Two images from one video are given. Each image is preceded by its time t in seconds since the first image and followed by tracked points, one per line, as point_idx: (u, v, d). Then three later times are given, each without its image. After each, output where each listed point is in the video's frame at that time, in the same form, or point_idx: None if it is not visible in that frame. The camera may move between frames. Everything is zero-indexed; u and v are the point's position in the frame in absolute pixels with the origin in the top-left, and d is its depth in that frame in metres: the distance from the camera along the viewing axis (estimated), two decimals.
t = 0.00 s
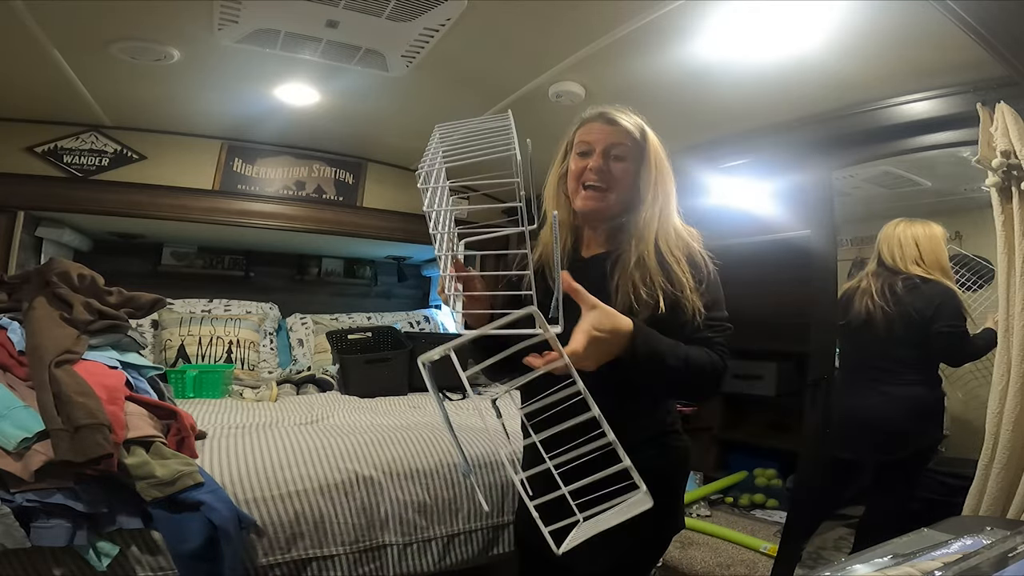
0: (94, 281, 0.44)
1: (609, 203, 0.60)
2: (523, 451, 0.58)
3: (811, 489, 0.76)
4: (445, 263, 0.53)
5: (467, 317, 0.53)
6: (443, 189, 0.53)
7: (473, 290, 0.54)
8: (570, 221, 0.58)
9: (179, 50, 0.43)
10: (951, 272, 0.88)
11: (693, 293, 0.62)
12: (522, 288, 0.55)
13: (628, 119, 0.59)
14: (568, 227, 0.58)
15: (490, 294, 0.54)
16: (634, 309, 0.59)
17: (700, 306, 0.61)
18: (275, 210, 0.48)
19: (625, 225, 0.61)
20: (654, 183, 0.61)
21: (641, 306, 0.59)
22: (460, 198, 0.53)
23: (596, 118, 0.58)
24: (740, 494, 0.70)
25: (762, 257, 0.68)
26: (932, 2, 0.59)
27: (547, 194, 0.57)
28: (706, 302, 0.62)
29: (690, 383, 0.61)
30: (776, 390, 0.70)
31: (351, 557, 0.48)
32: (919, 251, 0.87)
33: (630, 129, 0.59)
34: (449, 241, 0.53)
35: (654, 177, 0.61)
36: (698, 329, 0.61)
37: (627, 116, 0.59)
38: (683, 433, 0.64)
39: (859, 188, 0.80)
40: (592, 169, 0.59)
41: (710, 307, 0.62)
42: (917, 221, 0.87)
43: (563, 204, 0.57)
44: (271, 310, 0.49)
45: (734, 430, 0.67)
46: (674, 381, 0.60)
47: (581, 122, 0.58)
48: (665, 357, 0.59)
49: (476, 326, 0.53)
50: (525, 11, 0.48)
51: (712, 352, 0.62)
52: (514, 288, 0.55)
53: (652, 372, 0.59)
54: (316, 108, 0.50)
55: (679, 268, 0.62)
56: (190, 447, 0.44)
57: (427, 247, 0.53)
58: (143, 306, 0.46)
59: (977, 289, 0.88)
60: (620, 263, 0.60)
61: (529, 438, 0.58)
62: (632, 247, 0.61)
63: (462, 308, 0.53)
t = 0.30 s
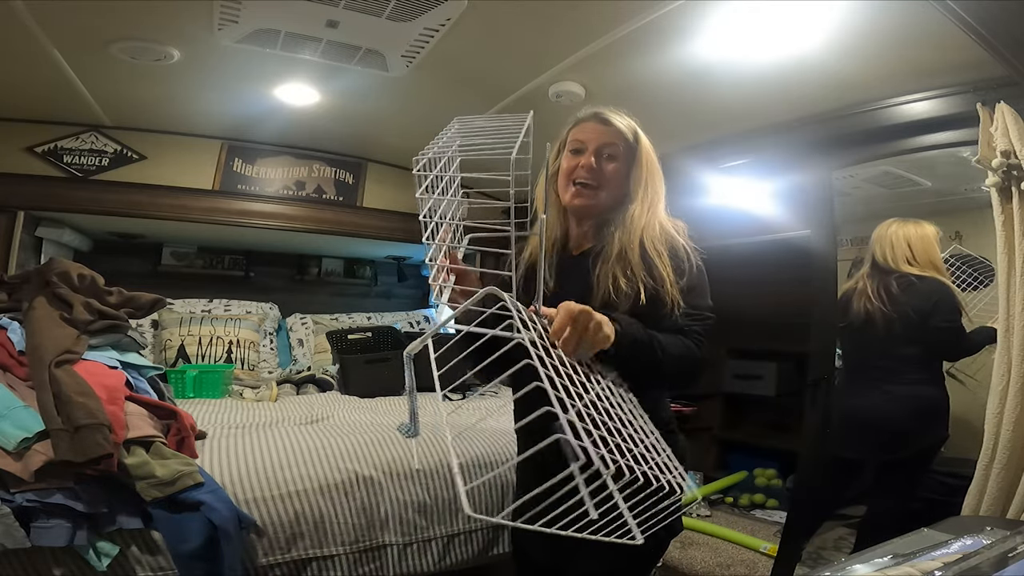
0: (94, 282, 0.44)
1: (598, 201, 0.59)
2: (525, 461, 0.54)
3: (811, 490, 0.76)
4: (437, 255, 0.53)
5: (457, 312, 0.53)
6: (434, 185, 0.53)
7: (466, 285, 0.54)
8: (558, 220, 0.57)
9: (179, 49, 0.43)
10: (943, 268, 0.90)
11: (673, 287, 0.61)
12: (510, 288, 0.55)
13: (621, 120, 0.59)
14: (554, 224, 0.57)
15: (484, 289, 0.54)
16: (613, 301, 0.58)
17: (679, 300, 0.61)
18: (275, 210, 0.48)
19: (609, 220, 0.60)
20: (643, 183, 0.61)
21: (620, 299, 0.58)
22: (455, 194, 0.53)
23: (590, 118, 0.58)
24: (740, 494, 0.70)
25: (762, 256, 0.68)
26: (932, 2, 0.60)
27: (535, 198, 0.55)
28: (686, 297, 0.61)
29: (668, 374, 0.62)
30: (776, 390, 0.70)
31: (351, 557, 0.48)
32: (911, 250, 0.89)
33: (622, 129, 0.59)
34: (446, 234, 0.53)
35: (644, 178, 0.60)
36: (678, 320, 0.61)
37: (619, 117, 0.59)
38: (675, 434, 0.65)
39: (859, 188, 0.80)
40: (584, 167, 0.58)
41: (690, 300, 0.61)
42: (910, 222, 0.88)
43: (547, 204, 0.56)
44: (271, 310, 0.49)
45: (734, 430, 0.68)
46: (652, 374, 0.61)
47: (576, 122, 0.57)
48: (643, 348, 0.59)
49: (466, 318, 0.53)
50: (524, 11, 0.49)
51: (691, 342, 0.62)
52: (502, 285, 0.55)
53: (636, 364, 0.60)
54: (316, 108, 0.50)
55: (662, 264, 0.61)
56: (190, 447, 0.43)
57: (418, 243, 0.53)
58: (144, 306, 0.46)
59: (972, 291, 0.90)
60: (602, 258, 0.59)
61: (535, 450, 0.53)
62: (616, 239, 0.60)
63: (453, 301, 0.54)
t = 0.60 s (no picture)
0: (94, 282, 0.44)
1: (597, 198, 0.59)
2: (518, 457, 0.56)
3: (811, 490, 0.76)
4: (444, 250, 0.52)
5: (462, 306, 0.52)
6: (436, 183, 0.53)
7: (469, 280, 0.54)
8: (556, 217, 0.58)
9: (179, 50, 0.43)
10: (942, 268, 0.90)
11: (672, 286, 0.61)
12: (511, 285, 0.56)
13: (619, 121, 0.58)
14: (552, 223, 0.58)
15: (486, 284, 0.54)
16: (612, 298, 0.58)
17: (679, 299, 0.60)
18: (275, 210, 0.48)
19: (608, 219, 0.60)
20: (642, 183, 0.60)
21: (620, 296, 0.58)
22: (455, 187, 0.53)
23: (587, 117, 0.57)
24: (740, 494, 0.69)
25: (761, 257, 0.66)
26: (932, 2, 0.60)
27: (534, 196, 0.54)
28: (685, 295, 0.61)
29: (668, 371, 0.61)
30: (777, 390, 0.70)
31: (351, 557, 0.48)
32: (909, 250, 0.89)
33: (620, 130, 0.58)
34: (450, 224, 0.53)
35: (642, 179, 0.60)
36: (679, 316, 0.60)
37: (617, 118, 0.58)
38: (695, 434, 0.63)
39: (859, 188, 0.81)
40: (580, 167, 0.58)
41: (690, 298, 0.61)
42: (908, 223, 0.88)
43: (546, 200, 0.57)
44: (271, 310, 0.49)
45: (734, 430, 0.67)
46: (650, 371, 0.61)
47: (573, 122, 0.57)
48: (646, 339, 0.58)
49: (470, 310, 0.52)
50: (525, 11, 0.49)
51: (694, 337, 0.61)
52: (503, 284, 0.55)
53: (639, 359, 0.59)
54: (316, 108, 0.50)
55: (662, 264, 0.61)
56: (190, 447, 0.44)
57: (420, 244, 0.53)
58: (143, 306, 0.45)
59: (972, 289, 0.90)
60: (602, 256, 0.59)
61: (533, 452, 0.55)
62: (615, 238, 0.60)
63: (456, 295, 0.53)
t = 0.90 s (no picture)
0: (94, 282, 0.44)
1: (596, 198, 0.59)
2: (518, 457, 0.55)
3: (812, 491, 0.76)
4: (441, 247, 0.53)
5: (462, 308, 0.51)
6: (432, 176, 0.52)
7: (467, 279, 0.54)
8: (556, 218, 0.58)
9: (179, 50, 0.43)
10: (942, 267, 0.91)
11: (672, 282, 0.61)
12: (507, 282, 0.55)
13: (618, 121, 0.58)
14: (551, 224, 0.58)
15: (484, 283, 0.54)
16: (612, 295, 0.58)
17: (678, 295, 0.61)
18: (276, 210, 0.48)
19: (607, 218, 0.60)
20: (642, 184, 0.61)
21: (619, 293, 0.59)
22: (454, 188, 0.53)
23: (586, 119, 0.58)
24: (740, 495, 0.69)
25: (762, 256, 0.67)
26: (932, 2, 0.60)
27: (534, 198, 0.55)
28: (685, 290, 0.61)
29: (667, 364, 0.62)
30: (776, 390, 0.69)
31: (351, 557, 0.48)
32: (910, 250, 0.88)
33: (620, 131, 0.58)
34: (448, 224, 0.53)
35: (642, 180, 0.60)
36: (679, 314, 0.61)
37: (616, 118, 0.58)
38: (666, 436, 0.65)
39: (859, 188, 0.80)
40: (580, 169, 0.58)
41: (690, 293, 0.61)
42: (908, 223, 0.88)
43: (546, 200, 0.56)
44: (271, 310, 0.48)
45: (735, 430, 0.67)
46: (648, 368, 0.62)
47: (572, 123, 0.57)
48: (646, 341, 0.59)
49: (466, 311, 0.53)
50: (524, 11, 0.49)
51: (695, 333, 0.62)
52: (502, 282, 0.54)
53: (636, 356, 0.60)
54: (316, 108, 0.50)
55: (661, 262, 0.61)
56: (190, 448, 0.44)
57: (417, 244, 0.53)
58: (143, 305, 0.45)
59: (969, 289, 0.92)
60: (599, 256, 0.59)
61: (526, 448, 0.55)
62: (613, 237, 0.60)
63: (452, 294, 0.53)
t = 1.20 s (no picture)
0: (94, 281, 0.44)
1: (597, 198, 0.59)
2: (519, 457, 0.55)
3: (812, 491, 0.76)
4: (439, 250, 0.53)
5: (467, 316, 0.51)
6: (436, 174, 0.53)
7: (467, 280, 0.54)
8: (558, 219, 0.57)
9: (179, 50, 0.43)
10: (945, 267, 0.91)
11: (672, 283, 0.61)
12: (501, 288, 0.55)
13: (619, 119, 0.58)
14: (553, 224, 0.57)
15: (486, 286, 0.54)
16: (612, 296, 0.58)
17: (679, 297, 0.61)
18: (276, 210, 0.48)
19: (609, 218, 0.59)
20: (643, 183, 0.60)
21: (619, 294, 0.58)
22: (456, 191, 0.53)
23: (587, 117, 0.57)
24: (740, 494, 0.69)
25: (761, 256, 0.66)
26: (932, 2, 0.60)
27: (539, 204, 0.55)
28: (686, 291, 0.61)
29: (669, 363, 0.62)
30: (776, 390, 0.69)
31: (351, 558, 0.48)
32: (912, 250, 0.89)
33: (620, 129, 0.58)
34: (448, 226, 0.53)
35: (642, 177, 0.60)
36: (679, 314, 0.61)
37: (617, 116, 0.58)
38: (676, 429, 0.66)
39: (859, 188, 0.80)
40: (580, 167, 0.57)
41: (691, 293, 0.61)
42: (912, 222, 0.88)
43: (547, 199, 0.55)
44: (271, 310, 0.49)
45: (735, 430, 0.67)
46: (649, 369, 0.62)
47: (573, 122, 0.57)
48: (644, 334, 0.58)
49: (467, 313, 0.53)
50: (524, 11, 0.49)
51: (697, 332, 0.62)
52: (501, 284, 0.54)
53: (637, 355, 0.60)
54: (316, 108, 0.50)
55: (662, 262, 0.61)
56: (190, 448, 0.44)
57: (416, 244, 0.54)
58: (143, 305, 0.45)
59: (970, 289, 0.92)
60: (599, 256, 0.59)
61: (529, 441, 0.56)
62: (614, 238, 0.59)
63: (452, 294, 0.53)
